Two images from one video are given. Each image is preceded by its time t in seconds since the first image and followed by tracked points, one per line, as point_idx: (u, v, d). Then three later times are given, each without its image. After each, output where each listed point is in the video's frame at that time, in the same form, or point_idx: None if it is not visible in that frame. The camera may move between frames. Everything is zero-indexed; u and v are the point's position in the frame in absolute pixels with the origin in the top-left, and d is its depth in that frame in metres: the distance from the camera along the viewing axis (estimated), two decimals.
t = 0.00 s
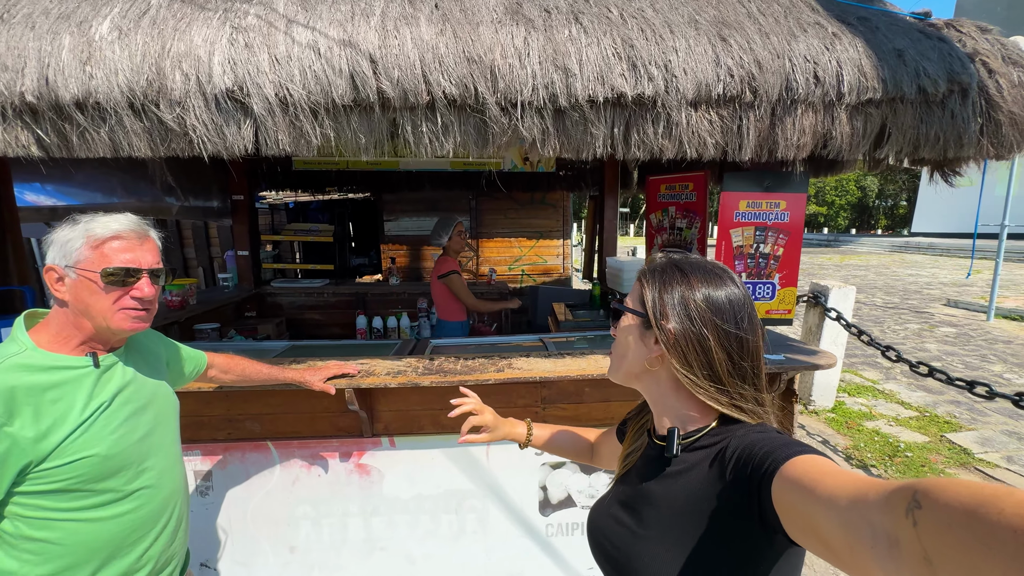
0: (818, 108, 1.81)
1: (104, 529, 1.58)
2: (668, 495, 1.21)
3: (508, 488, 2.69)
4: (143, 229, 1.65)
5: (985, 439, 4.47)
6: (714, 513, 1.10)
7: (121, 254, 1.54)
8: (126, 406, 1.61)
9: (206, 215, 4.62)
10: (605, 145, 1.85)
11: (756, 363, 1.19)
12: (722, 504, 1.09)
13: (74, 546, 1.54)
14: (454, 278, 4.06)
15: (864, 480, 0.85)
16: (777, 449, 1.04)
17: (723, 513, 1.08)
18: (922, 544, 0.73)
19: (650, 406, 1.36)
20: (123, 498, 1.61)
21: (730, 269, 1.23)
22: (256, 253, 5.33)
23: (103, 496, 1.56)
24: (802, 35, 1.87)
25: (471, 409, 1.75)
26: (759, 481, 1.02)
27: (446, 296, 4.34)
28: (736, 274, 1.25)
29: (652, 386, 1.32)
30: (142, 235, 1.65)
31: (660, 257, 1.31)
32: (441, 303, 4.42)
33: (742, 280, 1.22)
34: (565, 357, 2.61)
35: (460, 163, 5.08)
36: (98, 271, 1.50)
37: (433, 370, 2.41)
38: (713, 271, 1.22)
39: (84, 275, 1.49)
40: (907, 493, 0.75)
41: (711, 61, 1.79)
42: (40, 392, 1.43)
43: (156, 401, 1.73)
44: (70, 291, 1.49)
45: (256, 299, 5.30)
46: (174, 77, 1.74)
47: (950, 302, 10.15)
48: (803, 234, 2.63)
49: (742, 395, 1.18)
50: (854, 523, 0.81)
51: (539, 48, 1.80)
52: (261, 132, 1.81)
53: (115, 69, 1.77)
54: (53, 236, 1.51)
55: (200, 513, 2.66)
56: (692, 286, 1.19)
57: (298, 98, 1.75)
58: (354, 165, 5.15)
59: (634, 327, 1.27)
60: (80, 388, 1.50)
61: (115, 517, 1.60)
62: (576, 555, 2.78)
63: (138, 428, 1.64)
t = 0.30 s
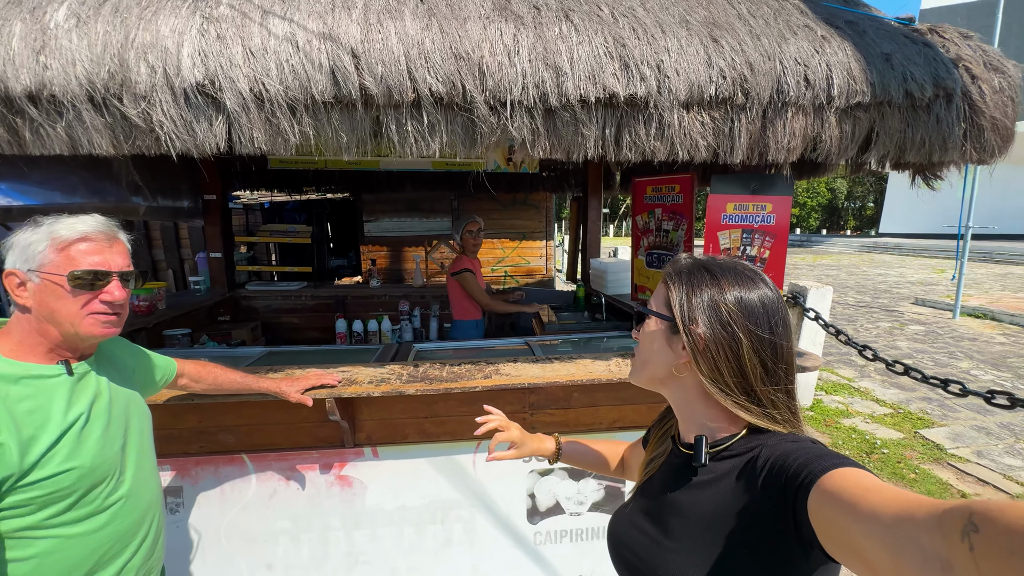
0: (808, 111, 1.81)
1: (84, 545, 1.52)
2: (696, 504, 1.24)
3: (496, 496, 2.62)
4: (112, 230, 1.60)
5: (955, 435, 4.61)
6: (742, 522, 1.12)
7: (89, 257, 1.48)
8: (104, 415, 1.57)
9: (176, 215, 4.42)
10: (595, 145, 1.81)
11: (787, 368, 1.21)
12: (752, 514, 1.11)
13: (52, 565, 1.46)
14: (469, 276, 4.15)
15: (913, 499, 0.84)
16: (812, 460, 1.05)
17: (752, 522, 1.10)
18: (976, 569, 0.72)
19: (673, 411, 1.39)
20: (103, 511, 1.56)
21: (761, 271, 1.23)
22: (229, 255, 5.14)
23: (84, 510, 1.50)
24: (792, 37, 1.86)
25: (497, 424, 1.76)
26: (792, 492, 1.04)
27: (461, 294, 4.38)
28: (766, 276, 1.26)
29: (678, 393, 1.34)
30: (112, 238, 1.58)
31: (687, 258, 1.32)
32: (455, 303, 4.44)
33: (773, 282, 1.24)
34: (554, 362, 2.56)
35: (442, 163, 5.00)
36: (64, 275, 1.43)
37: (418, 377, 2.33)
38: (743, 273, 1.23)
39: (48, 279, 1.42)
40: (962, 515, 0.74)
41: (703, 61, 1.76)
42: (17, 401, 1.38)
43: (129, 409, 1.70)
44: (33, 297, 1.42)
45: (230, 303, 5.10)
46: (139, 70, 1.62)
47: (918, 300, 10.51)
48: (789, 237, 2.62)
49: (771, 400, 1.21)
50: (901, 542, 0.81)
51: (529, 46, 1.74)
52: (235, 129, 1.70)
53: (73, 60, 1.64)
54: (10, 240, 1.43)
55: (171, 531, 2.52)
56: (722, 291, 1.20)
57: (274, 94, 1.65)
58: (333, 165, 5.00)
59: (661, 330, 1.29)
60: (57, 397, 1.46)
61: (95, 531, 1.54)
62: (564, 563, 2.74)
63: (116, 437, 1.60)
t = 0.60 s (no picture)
0: (774, 111, 1.82)
1: (53, 539, 1.48)
2: (706, 500, 1.25)
3: (470, 500, 2.58)
4: (88, 228, 1.62)
5: (922, 429, 4.75)
6: (751, 513, 1.14)
7: (70, 252, 1.50)
8: (72, 408, 1.53)
9: (142, 214, 4.26)
10: (564, 143, 1.78)
11: (790, 360, 1.24)
12: (761, 505, 1.12)
13: (21, 558, 1.42)
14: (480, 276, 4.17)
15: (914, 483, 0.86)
16: (817, 449, 1.07)
17: (763, 514, 1.11)
18: (971, 545, 0.73)
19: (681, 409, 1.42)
20: (74, 504, 1.52)
21: (760, 264, 1.27)
22: (198, 256, 4.98)
23: (53, 503, 1.46)
24: (759, 38, 1.88)
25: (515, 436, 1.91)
26: (801, 481, 1.05)
27: (469, 295, 4.40)
28: (767, 270, 1.30)
29: (684, 389, 1.38)
30: (87, 234, 1.61)
31: (689, 256, 1.36)
32: (461, 302, 4.46)
33: (774, 276, 1.28)
34: (527, 362, 2.53)
35: (418, 163, 4.95)
36: (46, 269, 1.45)
37: (389, 380, 2.27)
38: (743, 268, 1.27)
39: (27, 272, 1.43)
40: (955, 493, 0.76)
41: (671, 60, 1.76)
42: None
43: (101, 404, 1.66)
44: (10, 291, 1.42)
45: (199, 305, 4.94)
46: (85, 59, 1.54)
47: (887, 300, 10.84)
48: (758, 236, 2.67)
49: (777, 391, 1.24)
50: (901, 524, 0.83)
51: (496, 41, 1.72)
52: (189, 123, 1.62)
53: (7, 46, 1.53)
54: None
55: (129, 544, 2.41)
56: (723, 285, 1.24)
57: (230, 87, 1.59)
58: (307, 164, 4.90)
59: (665, 327, 1.33)
60: (24, 388, 1.42)
61: (67, 524, 1.50)
62: (540, 565, 2.71)
63: (88, 431, 1.56)
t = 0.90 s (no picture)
0: (752, 111, 1.79)
1: (34, 540, 1.51)
2: (712, 486, 1.24)
3: (447, 511, 2.49)
4: (78, 232, 1.62)
5: (898, 429, 4.82)
6: (755, 501, 1.11)
7: (56, 255, 1.50)
8: (58, 411, 1.56)
9: (106, 216, 4.08)
10: (538, 144, 1.72)
11: (798, 353, 1.22)
12: (766, 492, 1.09)
13: None
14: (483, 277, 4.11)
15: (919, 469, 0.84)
16: (823, 436, 1.03)
17: (764, 500, 1.09)
18: (979, 530, 0.71)
19: (688, 397, 1.41)
20: (55, 506, 1.55)
21: (768, 257, 1.25)
22: (167, 259, 4.79)
23: (33, 506, 1.49)
24: (736, 37, 1.85)
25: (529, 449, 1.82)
26: (803, 466, 1.02)
27: (470, 297, 4.30)
28: (775, 263, 1.28)
29: (689, 379, 1.36)
30: (77, 239, 1.61)
31: (698, 247, 1.35)
32: (461, 304, 4.35)
33: (783, 269, 1.25)
34: (505, 368, 2.46)
35: (397, 164, 4.85)
36: (30, 272, 1.46)
37: (361, 389, 2.17)
38: (752, 260, 1.25)
39: (11, 275, 1.44)
40: (961, 477, 0.74)
41: (648, 58, 1.72)
42: None
43: (86, 407, 1.68)
44: None
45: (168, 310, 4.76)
46: (19, 47, 1.41)
47: (864, 300, 11.08)
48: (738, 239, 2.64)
49: (783, 383, 1.22)
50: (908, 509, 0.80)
51: (467, 36, 1.65)
52: (137, 117, 1.51)
53: None
54: None
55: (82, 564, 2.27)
56: (730, 275, 1.22)
57: (182, 79, 1.49)
58: (282, 164, 4.75)
59: (672, 316, 1.32)
60: (11, 392, 1.45)
61: (47, 525, 1.53)
62: None
63: (70, 434, 1.58)
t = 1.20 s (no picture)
0: (753, 98, 1.68)
1: None
2: (702, 473, 1.26)
3: (430, 528, 2.33)
4: (56, 228, 1.47)
5: (890, 430, 4.77)
6: (741, 487, 1.14)
7: (30, 253, 1.36)
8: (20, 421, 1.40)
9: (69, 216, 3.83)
10: (525, 131, 1.59)
11: (793, 344, 1.24)
12: (752, 479, 1.12)
13: None
14: (476, 277, 3.95)
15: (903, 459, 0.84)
16: (810, 426, 1.04)
17: (751, 486, 1.11)
18: (958, 520, 0.71)
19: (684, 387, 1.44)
20: (7, 529, 1.36)
21: (767, 250, 1.26)
22: (137, 262, 4.54)
23: None
24: (735, 19, 1.73)
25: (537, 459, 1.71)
26: (789, 455, 1.04)
27: (464, 297, 4.14)
28: (773, 256, 1.29)
29: (688, 371, 1.39)
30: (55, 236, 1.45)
31: (696, 239, 1.36)
32: (456, 304, 4.19)
33: (779, 262, 1.27)
34: (492, 375, 2.31)
35: (380, 162, 4.66)
36: None
37: (335, 399, 1.99)
38: (750, 253, 1.26)
39: None
40: (942, 469, 0.74)
41: (643, 39, 1.60)
42: None
43: (47, 419, 1.51)
44: None
45: (137, 315, 4.51)
46: None
47: (850, 301, 11.15)
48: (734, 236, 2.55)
49: (779, 375, 1.23)
50: (889, 500, 0.80)
51: (446, 12, 1.51)
52: (67, 97, 1.36)
53: None
54: None
55: None
56: (727, 268, 1.23)
57: (124, 56, 1.35)
58: (259, 162, 4.52)
59: (668, 306, 1.35)
60: None
61: None
62: None
63: (30, 448, 1.42)
